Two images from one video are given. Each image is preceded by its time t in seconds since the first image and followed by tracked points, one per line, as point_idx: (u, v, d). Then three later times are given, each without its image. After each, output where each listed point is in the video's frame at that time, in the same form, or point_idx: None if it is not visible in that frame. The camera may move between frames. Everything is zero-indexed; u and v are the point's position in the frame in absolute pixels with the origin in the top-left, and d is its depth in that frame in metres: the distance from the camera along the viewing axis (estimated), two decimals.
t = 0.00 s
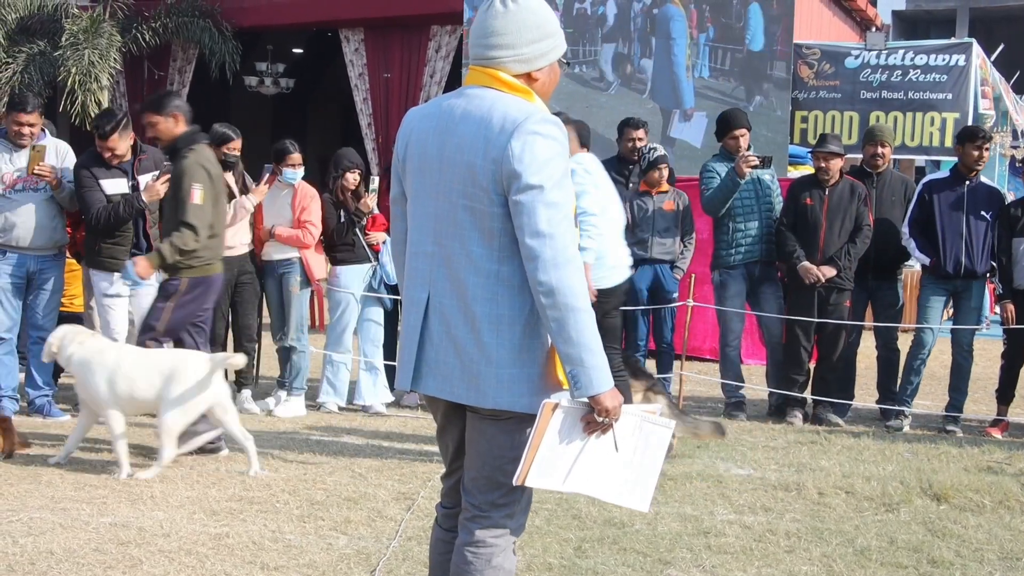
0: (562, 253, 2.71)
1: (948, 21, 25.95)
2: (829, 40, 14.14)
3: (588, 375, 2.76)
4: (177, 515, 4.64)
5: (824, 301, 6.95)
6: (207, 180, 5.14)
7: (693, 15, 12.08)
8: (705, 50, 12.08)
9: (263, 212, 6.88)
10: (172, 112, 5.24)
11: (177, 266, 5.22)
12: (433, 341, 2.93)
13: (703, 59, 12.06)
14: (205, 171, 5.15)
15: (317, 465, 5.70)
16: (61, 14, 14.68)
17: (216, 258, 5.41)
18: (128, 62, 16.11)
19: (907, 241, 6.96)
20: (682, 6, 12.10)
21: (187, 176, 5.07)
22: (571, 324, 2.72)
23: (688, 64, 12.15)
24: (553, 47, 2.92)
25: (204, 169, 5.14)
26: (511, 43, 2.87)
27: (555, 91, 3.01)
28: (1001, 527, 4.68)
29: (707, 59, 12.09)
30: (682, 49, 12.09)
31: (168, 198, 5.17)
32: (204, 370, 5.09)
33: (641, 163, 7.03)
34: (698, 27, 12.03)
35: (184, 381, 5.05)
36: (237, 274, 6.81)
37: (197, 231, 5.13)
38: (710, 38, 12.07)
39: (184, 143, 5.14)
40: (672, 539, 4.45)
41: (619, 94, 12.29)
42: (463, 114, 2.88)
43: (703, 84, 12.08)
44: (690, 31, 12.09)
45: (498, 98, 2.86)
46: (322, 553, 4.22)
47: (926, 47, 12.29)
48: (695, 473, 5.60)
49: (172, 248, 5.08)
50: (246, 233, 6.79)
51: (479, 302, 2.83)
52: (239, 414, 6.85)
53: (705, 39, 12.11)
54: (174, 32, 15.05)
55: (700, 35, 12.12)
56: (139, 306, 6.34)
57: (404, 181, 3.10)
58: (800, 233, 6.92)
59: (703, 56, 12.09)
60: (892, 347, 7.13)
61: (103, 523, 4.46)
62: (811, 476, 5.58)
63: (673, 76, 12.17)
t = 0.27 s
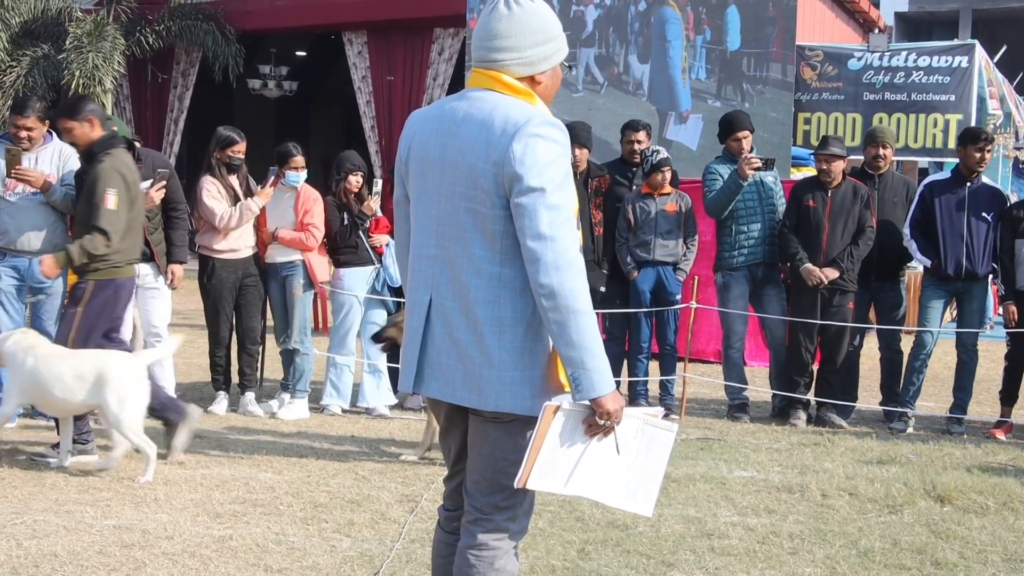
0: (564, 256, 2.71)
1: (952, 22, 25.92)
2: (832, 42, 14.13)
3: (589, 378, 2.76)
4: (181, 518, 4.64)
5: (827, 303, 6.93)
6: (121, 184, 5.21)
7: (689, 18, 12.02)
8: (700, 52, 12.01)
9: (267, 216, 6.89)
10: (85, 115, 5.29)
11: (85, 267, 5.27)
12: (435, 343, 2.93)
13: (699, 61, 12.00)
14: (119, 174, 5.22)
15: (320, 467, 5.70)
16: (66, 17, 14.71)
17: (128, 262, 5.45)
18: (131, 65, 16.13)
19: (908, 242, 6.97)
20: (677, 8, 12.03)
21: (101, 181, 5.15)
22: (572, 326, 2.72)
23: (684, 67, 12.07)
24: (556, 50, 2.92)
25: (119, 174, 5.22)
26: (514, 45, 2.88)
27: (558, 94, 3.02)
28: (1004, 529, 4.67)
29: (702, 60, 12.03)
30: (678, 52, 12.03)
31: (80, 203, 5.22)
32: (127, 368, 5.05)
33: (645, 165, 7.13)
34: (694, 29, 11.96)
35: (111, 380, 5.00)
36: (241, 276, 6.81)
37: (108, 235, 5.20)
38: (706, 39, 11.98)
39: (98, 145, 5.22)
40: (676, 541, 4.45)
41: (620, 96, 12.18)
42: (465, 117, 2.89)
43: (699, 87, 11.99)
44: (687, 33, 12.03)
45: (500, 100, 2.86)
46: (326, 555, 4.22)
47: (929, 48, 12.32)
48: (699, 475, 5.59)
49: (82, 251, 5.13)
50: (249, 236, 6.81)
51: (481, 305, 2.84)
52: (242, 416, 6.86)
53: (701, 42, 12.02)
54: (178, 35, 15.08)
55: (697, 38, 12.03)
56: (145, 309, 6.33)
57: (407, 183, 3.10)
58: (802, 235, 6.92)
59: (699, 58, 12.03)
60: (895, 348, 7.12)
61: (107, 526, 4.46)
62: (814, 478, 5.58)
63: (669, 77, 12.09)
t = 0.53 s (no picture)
0: (573, 260, 2.71)
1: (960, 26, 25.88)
2: (838, 47, 14.12)
3: (598, 382, 2.76)
4: (188, 522, 4.65)
5: (834, 309, 6.92)
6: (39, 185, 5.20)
7: (695, 23, 11.94)
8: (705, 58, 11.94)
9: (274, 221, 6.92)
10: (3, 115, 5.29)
11: (21, 266, 5.33)
12: (443, 348, 2.94)
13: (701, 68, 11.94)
14: (39, 174, 5.22)
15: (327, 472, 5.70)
16: (74, 22, 14.76)
17: (64, 259, 5.51)
18: (138, 70, 16.17)
19: (914, 248, 6.97)
20: (683, 14, 11.99)
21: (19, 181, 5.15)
22: (581, 331, 2.73)
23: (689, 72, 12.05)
24: (561, 55, 2.93)
25: (38, 173, 5.22)
26: (521, 51, 2.88)
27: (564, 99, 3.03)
28: (1012, 535, 4.66)
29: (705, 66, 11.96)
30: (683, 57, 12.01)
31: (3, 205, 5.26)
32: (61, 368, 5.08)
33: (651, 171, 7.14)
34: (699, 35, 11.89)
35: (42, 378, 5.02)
36: (248, 281, 6.82)
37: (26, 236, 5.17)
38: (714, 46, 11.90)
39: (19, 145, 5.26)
40: (682, 546, 4.44)
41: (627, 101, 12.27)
42: (472, 122, 2.89)
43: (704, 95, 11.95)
44: (692, 38, 11.97)
45: (507, 105, 2.87)
46: (333, 560, 4.23)
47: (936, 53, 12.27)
48: (705, 480, 5.59)
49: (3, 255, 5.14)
50: (256, 240, 6.83)
51: (489, 310, 2.84)
52: (249, 420, 6.87)
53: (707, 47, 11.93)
54: (186, 40, 15.12)
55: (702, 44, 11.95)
56: (155, 314, 6.35)
57: (414, 189, 3.11)
58: (808, 240, 6.91)
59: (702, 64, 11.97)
60: (902, 354, 7.11)
61: (115, 529, 4.47)
62: (822, 483, 5.57)
63: (675, 84, 12.08)
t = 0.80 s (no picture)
0: (590, 265, 2.72)
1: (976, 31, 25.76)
2: (854, 51, 14.09)
3: (616, 386, 2.76)
4: (203, 525, 4.66)
5: (849, 313, 6.91)
6: None
7: (719, 28, 11.96)
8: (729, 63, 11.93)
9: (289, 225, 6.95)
10: None
11: None
12: (459, 353, 2.94)
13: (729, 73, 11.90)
14: None
15: (342, 475, 5.71)
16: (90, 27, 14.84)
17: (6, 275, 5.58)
18: (154, 74, 16.25)
19: (929, 253, 6.94)
20: (707, 17, 11.99)
21: None
22: (599, 336, 2.73)
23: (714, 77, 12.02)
24: (576, 59, 2.94)
25: None
26: (537, 56, 2.89)
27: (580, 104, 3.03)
28: None
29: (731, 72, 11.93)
30: (708, 62, 11.99)
31: None
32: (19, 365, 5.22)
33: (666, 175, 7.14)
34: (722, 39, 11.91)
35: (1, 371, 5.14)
36: (263, 284, 6.84)
37: None
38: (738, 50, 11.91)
39: None
40: (696, 551, 4.44)
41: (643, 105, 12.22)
42: (488, 127, 2.90)
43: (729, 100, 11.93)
44: (716, 43, 11.98)
45: (523, 110, 2.88)
46: (348, 563, 4.24)
47: (952, 57, 12.22)
48: (720, 484, 5.58)
49: None
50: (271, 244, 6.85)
51: (507, 315, 2.85)
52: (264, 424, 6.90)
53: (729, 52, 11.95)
54: (201, 45, 15.19)
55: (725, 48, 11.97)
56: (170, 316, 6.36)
57: (429, 194, 3.11)
58: (823, 245, 6.88)
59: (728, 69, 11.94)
60: (917, 359, 7.09)
61: (130, 532, 4.49)
62: (836, 488, 5.55)
63: (699, 88, 12.04)
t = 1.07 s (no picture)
0: (607, 270, 2.71)
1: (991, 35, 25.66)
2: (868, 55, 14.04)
3: (633, 391, 2.76)
4: (216, 529, 4.67)
5: (864, 318, 6.90)
6: None
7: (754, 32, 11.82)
8: (764, 69, 11.78)
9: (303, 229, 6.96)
10: None
11: None
12: (475, 358, 2.94)
13: (763, 78, 11.75)
14: None
15: (355, 480, 5.72)
16: (105, 32, 14.91)
17: None
18: (168, 78, 16.32)
19: (944, 258, 6.91)
20: (742, 22, 11.85)
21: None
22: (616, 341, 2.73)
23: (748, 83, 11.90)
24: (588, 63, 2.94)
25: None
26: (550, 61, 2.89)
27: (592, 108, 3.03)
28: None
29: (766, 78, 11.77)
30: (743, 67, 11.88)
31: None
32: None
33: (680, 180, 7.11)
34: (757, 44, 11.77)
35: None
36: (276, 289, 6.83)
37: None
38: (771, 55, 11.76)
39: None
40: (709, 556, 4.42)
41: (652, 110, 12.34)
42: (503, 132, 2.90)
43: (763, 104, 11.79)
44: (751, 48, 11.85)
45: (538, 115, 2.88)
46: (360, 568, 4.24)
47: (966, 61, 12.17)
48: (734, 489, 5.56)
49: None
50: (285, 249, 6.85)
51: (523, 320, 2.85)
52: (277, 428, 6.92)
53: (765, 57, 11.81)
54: (215, 49, 15.25)
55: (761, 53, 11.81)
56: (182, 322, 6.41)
57: (444, 199, 3.12)
58: (838, 250, 6.86)
59: (763, 75, 11.78)
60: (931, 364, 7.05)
61: (144, 536, 4.51)
62: (850, 493, 5.52)
63: (733, 94, 11.96)
